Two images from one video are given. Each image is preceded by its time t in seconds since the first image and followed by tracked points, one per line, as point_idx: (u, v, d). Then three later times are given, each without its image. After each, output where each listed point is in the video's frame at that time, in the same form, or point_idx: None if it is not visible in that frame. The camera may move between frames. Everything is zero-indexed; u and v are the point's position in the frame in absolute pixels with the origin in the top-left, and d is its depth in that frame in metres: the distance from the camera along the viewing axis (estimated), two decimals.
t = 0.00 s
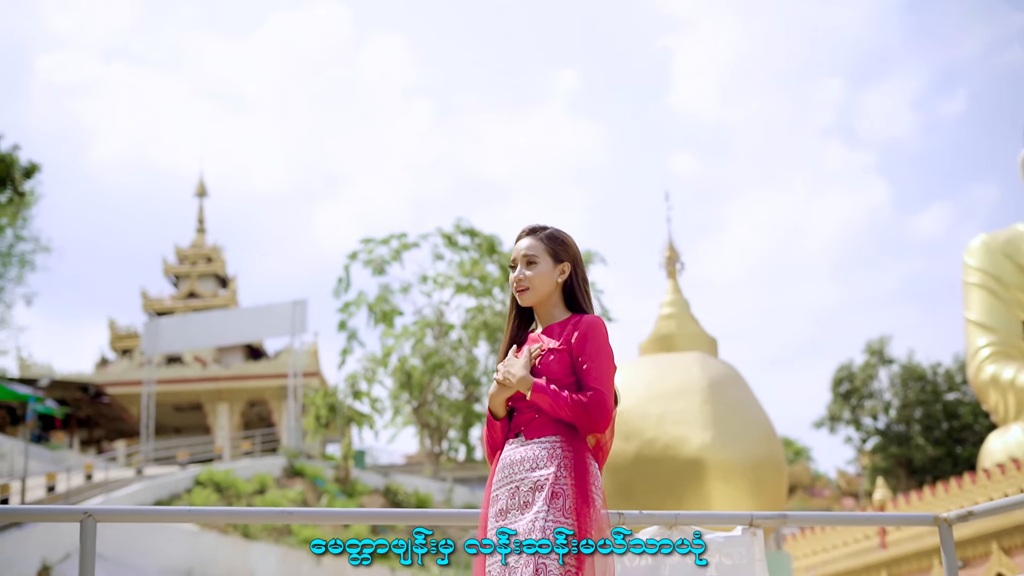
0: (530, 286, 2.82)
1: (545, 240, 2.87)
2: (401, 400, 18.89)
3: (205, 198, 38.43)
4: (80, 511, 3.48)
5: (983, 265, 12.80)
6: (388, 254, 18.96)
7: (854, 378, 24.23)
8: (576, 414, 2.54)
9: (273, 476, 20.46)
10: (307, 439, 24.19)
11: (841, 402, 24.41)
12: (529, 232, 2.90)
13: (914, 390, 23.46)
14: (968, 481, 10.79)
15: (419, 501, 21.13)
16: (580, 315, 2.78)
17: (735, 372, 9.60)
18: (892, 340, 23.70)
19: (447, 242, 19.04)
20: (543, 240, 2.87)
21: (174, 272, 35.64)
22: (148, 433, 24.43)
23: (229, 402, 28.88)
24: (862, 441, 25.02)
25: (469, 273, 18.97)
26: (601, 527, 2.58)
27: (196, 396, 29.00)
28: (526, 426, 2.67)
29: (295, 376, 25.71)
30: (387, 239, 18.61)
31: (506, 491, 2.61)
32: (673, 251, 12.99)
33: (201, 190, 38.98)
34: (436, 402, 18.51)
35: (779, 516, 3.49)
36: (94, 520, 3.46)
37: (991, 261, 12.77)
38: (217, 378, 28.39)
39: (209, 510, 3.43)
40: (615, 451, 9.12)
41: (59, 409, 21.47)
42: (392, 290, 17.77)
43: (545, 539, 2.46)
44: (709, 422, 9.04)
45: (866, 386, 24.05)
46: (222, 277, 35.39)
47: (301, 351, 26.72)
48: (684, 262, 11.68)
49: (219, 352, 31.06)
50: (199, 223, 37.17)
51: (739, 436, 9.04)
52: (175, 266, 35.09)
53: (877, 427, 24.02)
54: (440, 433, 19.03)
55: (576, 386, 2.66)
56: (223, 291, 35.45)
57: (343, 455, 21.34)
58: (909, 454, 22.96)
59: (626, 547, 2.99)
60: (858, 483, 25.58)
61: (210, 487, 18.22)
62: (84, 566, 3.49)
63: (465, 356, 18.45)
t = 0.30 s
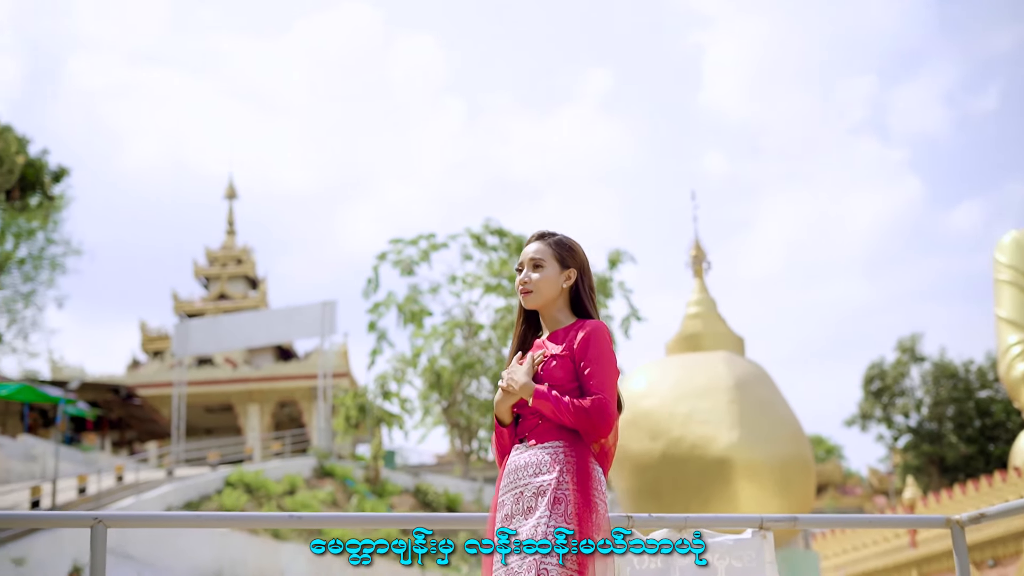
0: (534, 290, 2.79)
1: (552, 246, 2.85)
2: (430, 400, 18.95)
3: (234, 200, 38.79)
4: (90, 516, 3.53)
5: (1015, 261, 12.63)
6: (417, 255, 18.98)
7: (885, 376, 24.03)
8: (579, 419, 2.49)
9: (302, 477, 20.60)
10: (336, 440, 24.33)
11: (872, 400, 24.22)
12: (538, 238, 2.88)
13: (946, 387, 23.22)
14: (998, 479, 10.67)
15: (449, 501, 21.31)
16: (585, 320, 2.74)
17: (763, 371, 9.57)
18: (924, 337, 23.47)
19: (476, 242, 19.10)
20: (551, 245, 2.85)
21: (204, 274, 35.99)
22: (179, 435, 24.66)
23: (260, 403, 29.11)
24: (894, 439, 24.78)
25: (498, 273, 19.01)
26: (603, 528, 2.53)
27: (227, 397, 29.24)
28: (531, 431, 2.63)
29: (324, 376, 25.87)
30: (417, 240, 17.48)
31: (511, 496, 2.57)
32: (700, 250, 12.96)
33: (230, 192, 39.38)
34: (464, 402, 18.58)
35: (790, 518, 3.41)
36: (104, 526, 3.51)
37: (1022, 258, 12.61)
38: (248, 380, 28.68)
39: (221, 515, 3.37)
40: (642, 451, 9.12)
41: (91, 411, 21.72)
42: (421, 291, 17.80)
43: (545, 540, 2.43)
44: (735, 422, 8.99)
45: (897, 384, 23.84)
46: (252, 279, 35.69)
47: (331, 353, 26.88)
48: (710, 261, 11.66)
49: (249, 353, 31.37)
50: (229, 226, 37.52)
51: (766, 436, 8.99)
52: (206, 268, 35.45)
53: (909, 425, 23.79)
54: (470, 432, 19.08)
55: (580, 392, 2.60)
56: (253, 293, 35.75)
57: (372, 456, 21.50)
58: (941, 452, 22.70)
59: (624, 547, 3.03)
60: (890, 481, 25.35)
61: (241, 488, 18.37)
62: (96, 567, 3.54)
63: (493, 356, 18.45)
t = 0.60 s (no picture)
0: (537, 292, 2.78)
1: (556, 251, 2.84)
2: (454, 401, 18.99)
3: (259, 201, 39.08)
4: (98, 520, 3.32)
5: None
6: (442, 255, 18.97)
7: (912, 374, 23.87)
8: (581, 424, 2.46)
9: (328, 478, 20.71)
10: (362, 441, 24.47)
11: (899, 398, 24.06)
12: (543, 241, 2.87)
13: (974, 385, 23.02)
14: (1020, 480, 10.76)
15: (474, 502, 21.43)
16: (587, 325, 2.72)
17: (786, 370, 9.55)
18: (952, 335, 23.27)
19: (500, 242, 19.15)
20: (555, 249, 2.85)
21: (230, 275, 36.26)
22: (206, 436, 24.86)
23: (285, 404, 29.26)
24: (921, 438, 24.59)
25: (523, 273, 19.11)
26: (603, 528, 2.52)
27: (253, 398, 29.42)
28: (532, 436, 2.60)
29: (348, 377, 25.97)
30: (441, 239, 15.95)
31: (512, 499, 2.54)
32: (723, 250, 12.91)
33: (254, 193, 39.67)
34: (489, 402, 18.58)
35: (796, 520, 3.34)
36: (112, 531, 3.31)
37: None
38: (273, 381, 28.84)
39: (222, 520, 3.34)
40: (664, 451, 9.11)
41: (117, 413, 21.94)
42: (445, 291, 17.83)
43: (544, 540, 2.41)
44: (757, 421, 8.97)
45: (924, 382, 23.66)
46: (277, 280, 35.93)
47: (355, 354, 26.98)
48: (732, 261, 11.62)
49: (275, 354, 31.60)
50: (254, 227, 37.80)
51: (789, 435, 8.96)
52: (231, 269, 35.71)
53: (937, 423, 23.60)
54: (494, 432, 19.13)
55: (582, 397, 2.57)
56: (278, 294, 35.97)
57: (397, 456, 21.65)
58: (970, 450, 22.50)
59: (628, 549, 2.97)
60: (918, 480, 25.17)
61: (266, 489, 18.52)
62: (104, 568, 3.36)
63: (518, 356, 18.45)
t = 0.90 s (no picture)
0: (532, 292, 2.79)
1: (552, 254, 2.85)
2: (475, 401, 19.04)
3: (280, 202, 39.32)
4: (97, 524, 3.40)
5: None
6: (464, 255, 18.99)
7: (935, 372, 23.73)
8: (577, 429, 2.45)
9: (349, 478, 20.79)
10: (383, 441, 24.58)
11: (922, 397, 23.91)
12: (539, 244, 2.89)
13: (997, 383, 22.85)
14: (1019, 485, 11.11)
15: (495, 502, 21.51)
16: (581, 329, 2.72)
17: (804, 370, 9.52)
18: (975, 333, 23.10)
19: (521, 242, 19.29)
20: (551, 252, 2.86)
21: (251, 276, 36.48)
22: (227, 436, 24.98)
23: (307, 404, 29.37)
24: (945, 436, 24.43)
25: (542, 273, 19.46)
26: (602, 529, 2.50)
27: (274, 399, 29.54)
28: (527, 440, 2.59)
29: (369, 377, 26.02)
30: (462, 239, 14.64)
31: (507, 503, 2.52)
32: (741, 249, 12.88)
33: (275, 195, 39.94)
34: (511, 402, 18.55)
35: (795, 522, 3.29)
36: (110, 534, 3.38)
37: None
38: (294, 381, 28.94)
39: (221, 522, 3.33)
40: (681, 450, 9.09)
41: (139, 414, 22.13)
42: (466, 291, 17.83)
43: (545, 540, 2.39)
44: (776, 420, 8.94)
45: (947, 380, 23.51)
46: (299, 280, 36.12)
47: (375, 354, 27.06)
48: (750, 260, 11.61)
49: (296, 355, 31.78)
50: (276, 228, 38.04)
51: (808, 434, 8.93)
52: (253, 270, 35.93)
53: (960, 421, 23.45)
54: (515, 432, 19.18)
55: (578, 401, 2.56)
56: (300, 294, 36.15)
57: (418, 457, 21.77)
58: (994, 448, 22.34)
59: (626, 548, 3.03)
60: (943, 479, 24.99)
61: (287, 489, 18.65)
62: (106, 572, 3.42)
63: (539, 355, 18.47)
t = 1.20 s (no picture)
0: (523, 288, 2.78)
1: (542, 253, 2.86)
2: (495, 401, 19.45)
3: (298, 203, 39.50)
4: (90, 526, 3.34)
5: None
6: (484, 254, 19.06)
7: (956, 371, 23.55)
8: (569, 433, 2.43)
9: (367, 477, 20.87)
10: (402, 441, 24.64)
11: (942, 395, 23.77)
12: (529, 247, 2.90)
13: (1019, 381, 22.67)
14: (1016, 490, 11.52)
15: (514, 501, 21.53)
16: (571, 329, 2.71)
17: (821, 368, 9.47)
18: (996, 330, 22.93)
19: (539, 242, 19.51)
20: (540, 252, 2.87)
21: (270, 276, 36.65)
22: (247, 437, 25.09)
23: (326, 404, 29.45)
24: (965, 434, 24.27)
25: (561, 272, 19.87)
26: (596, 530, 2.51)
27: (294, 399, 29.63)
28: (518, 442, 2.57)
29: (388, 378, 26.00)
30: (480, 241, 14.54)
31: (499, 504, 2.49)
32: (756, 248, 12.85)
33: (294, 195, 40.20)
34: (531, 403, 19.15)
35: (794, 523, 3.18)
36: (104, 536, 3.32)
37: None
38: (314, 381, 29.04)
39: (218, 525, 3.26)
40: (698, 450, 9.07)
41: (159, 414, 22.31)
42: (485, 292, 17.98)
43: (545, 539, 2.37)
44: (792, 419, 8.90)
45: (968, 378, 23.36)
46: (318, 280, 36.29)
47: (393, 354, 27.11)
48: (766, 258, 11.59)
49: (315, 355, 31.94)
50: (294, 229, 38.21)
51: (825, 434, 8.88)
52: (272, 270, 36.09)
53: (981, 419, 23.29)
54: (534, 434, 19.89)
55: (569, 401, 2.54)
56: (319, 295, 36.29)
57: (436, 457, 21.83)
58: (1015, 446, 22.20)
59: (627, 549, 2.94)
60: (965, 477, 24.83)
61: (306, 489, 18.78)
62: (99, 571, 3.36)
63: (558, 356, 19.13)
